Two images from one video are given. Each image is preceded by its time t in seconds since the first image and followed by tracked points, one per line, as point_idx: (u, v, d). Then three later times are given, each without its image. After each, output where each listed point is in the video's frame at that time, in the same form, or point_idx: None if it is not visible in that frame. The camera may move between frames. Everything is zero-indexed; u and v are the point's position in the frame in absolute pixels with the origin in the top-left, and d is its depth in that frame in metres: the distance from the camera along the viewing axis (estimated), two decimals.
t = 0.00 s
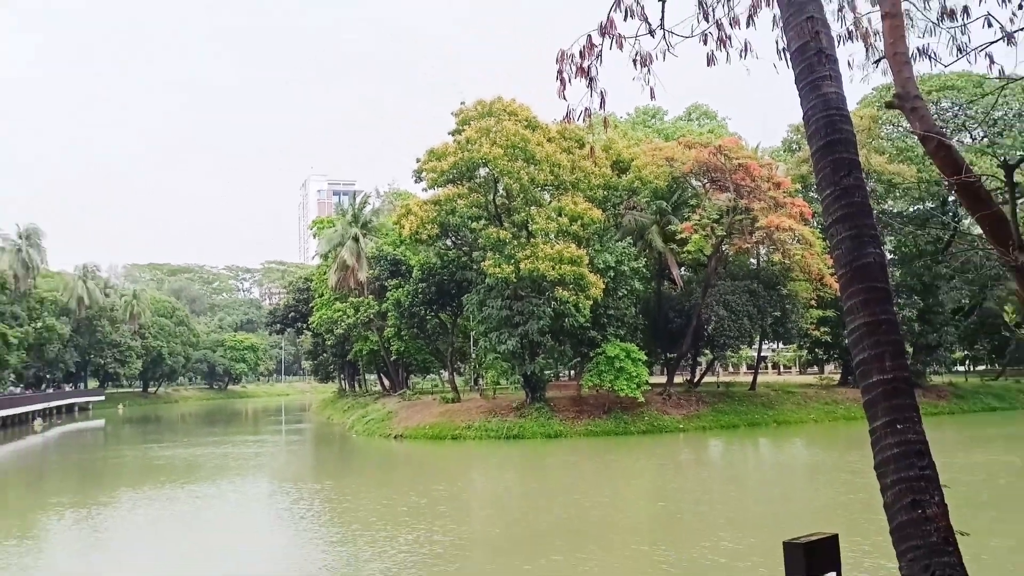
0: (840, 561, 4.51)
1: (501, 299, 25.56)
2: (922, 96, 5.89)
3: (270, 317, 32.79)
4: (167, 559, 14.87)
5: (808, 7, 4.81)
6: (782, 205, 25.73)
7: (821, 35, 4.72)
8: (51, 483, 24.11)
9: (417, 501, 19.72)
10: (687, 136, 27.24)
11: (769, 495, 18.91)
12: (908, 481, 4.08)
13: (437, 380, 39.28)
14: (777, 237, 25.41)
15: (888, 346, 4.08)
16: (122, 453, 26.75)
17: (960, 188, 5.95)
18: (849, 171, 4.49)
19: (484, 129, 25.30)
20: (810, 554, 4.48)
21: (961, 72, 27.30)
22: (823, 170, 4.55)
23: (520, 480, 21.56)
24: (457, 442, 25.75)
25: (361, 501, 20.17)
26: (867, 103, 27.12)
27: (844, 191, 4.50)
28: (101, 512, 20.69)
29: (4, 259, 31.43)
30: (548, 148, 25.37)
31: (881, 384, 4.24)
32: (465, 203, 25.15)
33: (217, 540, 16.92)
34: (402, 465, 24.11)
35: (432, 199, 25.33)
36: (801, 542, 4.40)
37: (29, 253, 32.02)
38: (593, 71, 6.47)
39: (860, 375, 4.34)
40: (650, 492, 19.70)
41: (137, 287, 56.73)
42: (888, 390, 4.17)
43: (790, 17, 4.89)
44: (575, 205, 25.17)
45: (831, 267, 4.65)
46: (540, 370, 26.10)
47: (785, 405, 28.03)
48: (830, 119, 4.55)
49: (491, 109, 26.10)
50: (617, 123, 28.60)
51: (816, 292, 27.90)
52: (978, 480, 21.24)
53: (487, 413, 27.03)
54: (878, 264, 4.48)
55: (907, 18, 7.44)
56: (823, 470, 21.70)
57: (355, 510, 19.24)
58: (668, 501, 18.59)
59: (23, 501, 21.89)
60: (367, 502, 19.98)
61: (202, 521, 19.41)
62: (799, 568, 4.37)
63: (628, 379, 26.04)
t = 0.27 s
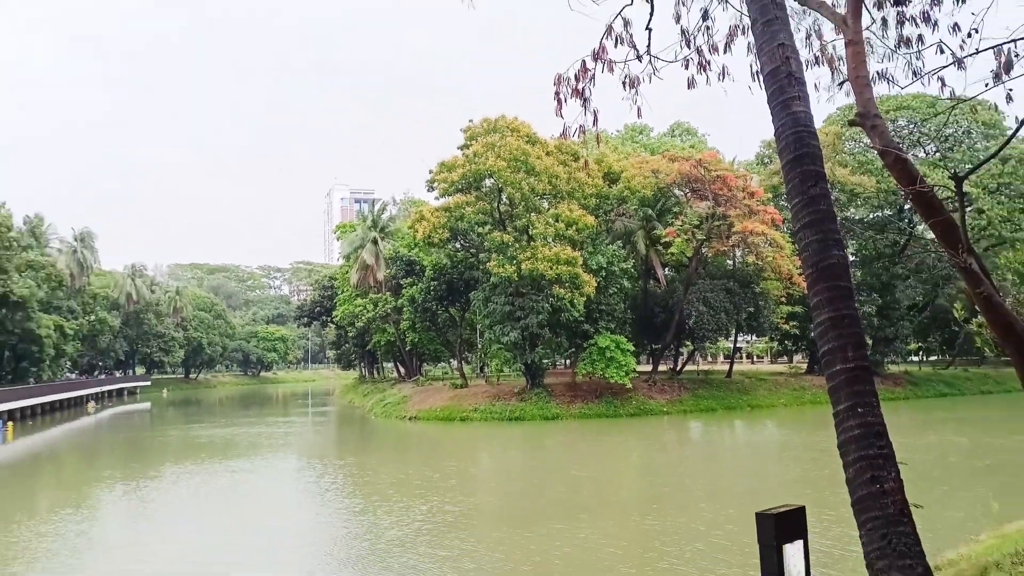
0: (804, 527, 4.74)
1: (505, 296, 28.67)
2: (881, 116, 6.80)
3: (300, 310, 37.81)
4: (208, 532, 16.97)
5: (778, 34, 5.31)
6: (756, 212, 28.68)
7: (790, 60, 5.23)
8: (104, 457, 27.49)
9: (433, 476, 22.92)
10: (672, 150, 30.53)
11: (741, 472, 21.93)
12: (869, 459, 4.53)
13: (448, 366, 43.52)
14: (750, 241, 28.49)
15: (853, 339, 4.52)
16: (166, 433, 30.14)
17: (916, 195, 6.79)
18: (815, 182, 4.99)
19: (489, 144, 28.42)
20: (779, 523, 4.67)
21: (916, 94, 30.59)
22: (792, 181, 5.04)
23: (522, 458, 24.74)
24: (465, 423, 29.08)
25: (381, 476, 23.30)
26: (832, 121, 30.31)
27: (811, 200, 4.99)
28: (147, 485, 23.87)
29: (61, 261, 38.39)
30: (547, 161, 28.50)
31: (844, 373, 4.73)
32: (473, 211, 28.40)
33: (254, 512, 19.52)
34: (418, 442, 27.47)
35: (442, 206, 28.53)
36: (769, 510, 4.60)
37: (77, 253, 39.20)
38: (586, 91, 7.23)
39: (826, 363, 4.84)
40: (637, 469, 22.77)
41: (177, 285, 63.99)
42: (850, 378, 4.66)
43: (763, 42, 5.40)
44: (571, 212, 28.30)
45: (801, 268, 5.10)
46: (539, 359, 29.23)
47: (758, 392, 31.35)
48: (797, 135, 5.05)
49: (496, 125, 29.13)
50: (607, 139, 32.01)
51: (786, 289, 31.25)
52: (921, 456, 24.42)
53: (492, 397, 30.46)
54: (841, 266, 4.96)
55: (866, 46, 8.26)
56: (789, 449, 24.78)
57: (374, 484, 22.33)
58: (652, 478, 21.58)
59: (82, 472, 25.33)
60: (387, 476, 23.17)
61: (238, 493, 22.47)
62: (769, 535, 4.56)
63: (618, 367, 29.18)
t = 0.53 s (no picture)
0: (776, 497, 5.50)
1: (510, 290, 32.52)
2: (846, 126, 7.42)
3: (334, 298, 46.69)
4: (249, 504, 19.74)
5: (754, 56, 5.91)
6: (733, 217, 32.49)
7: (764, 81, 5.81)
8: (156, 432, 31.26)
9: (450, 447, 26.92)
10: (660, 162, 34.50)
11: (716, 447, 25.48)
12: (833, 436, 5.19)
13: (462, 353, 48.15)
14: (728, 242, 32.29)
15: (817, 327, 5.16)
16: (211, 412, 34.26)
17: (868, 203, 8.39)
18: (787, 189, 5.57)
19: (498, 156, 32.18)
20: (754, 493, 5.41)
21: (876, 112, 34.45)
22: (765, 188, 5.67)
23: (525, 433, 28.60)
24: (475, 401, 33.36)
25: (402, 449, 27.20)
26: (803, 135, 34.03)
27: (783, 204, 5.62)
28: (191, 456, 27.51)
29: (120, 257, 47.95)
30: (549, 171, 32.26)
31: (811, 357, 5.37)
32: (483, 215, 32.30)
33: (292, 481, 22.88)
34: (434, 418, 31.58)
35: (456, 211, 32.47)
36: (746, 484, 5.31)
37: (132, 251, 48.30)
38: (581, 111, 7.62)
39: (797, 350, 5.44)
40: (626, 445, 26.28)
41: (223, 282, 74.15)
42: (817, 360, 5.29)
43: (739, 64, 5.99)
44: (570, 217, 32.08)
45: (772, 265, 5.77)
46: (541, 346, 33.18)
47: (734, 375, 35.86)
48: (769, 148, 5.68)
49: (503, 139, 32.83)
50: (602, 152, 36.11)
51: (760, 285, 35.68)
52: (874, 432, 28.06)
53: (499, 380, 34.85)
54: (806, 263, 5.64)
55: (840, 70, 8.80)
56: (759, 427, 28.56)
57: (394, 457, 25.96)
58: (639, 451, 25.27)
59: (138, 444, 28.99)
60: (406, 449, 26.92)
61: (274, 462, 26.07)
62: (745, 504, 5.29)
63: (610, 353, 33.07)
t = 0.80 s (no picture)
0: (740, 477, 5.97)
1: (502, 290, 35.75)
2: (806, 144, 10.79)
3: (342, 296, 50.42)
4: (262, 487, 22.07)
5: (725, 81, 7.68)
6: (705, 224, 35.89)
7: (734, 107, 7.63)
8: (177, 419, 33.98)
9: (448, 432, 30.22)
10: (639, 174, 37.98)
11: (685, 434, 28.59)
12: (795, 425, 6.92)
13: (460, 348, 51.98)
14: (700, 247, 35.62)
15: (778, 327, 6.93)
16: (227, 402, 37.38)
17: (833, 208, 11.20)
18: (752, 197, 7.43)
19: (492, 167, 35.37)
20: (723, 475, 5.86)
21: (836, 129, 37.92)
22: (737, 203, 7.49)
23: (514, 420, 31.85)
24: (470, 391, 36.93)
25: (405, 432, 30.52)
26: (770, 150, 37.41)
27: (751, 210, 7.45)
28: (211, 439, 30.37)
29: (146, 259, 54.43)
30: (538, 181, 35.49)
31: (775, 350, 7.15)
32: (478, 222, 35.52)
33: (304, 464, 25.55)
34: (432, 405, 34.92)
35: (453, 217, 35.75)
36: (715, 467, 5.80)
37: (157, 254, 54.79)
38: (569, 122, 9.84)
39: (765, 343, 7.23)
40: (605, 431, 29.49)
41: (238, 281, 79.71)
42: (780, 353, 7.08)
43: (713, 87, 7.74)
44: (557, 223, 35.32)
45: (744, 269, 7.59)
46: (530, 341, 36.54)
47: (705, 369, 39.98)
48: (740, 168, 7.48)
49: (497, 152, 36.00)
50: (587, 164, 39.63)
51: (729, 286, 39.81)
52: (827, 418, 31.39)
53: (492, 372, 38.59)
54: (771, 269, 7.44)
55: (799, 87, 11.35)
56: (725, 414, 31.91)
57: (397, 441, 29.06)
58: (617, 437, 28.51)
59: (161, 431, 31.53)
60: (413, 431, 30.59)
61: (286, 446, 28.88)
62: (713, 486, 5.77)
63: (593, 347, 36.43)
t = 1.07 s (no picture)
0: (722, 476, 6.01)
1: (487, 289, 35.73)
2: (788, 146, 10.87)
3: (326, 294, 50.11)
4: (246, 485, 22.03)
5: (709, 78, 7.80)
6: (690, 224, 36.10)
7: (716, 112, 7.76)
8: (158, 418, 33.76)
9: (432, 431, 30.17)
10: (624, 174, 38.13)
11: (670, 432, 28.78)
12: (778, 424, 7.15)
13: (444, 346, 51.95)
14: (685, 246, 35.78)
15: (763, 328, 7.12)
16: (209, 401, 37.10)
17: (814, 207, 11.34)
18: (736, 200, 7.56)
19: (477, 166, 35.31)
20: (705, 475, 5.90)
21: (818, 129, 38.29)
22: (719, 203, 7.62)
23: (498, 418, 31.89)
24: (455, 390, 36.95)
25: (389, 431, 30.45)
26: (753, 150, 37.72)
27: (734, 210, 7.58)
28: (193, 438, 30.05)
29: (127, 257, 54.08)
30: (524, 180, 35.51)
31: (757, 349, 7.36)
32: (463, 220, 35.49)
33: (287, 464, 25.41)
34: (416, 404, 34.86)
35: (438, 216, 35.67)
36: (698, 466, 5.82)
37: (138, 251, 54.46)
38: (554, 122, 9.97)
39: (747, 343, 7.42)
40: (589, 429, 29.65)
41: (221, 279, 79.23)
42: (763, 353, 7.29)
43: (697, 85, 7.86)
44: (542, 222, 35.35)
45: (726, 268, 7.73)
46: (515, 340, 36.61)
47: (689, 368, 40.29)
48: (722, 167, 7.62)
49: (482, 150, 35.94)
50: (571, 164, 39.74)
51: (713, 286, 40.08)
52: (809, 415, 31.70)
53: (477, 371, 38.69)
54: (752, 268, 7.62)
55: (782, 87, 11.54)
56: (708, 412, 32.21)
57: (381, 440, 29.00)
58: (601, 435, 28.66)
59: (142, 430, 31.32)
60: (398, 429, 30.62)
61: (269, 444, 28.74)
62: (695, 484, 5.82)
63: (578, 346, 36.61)
